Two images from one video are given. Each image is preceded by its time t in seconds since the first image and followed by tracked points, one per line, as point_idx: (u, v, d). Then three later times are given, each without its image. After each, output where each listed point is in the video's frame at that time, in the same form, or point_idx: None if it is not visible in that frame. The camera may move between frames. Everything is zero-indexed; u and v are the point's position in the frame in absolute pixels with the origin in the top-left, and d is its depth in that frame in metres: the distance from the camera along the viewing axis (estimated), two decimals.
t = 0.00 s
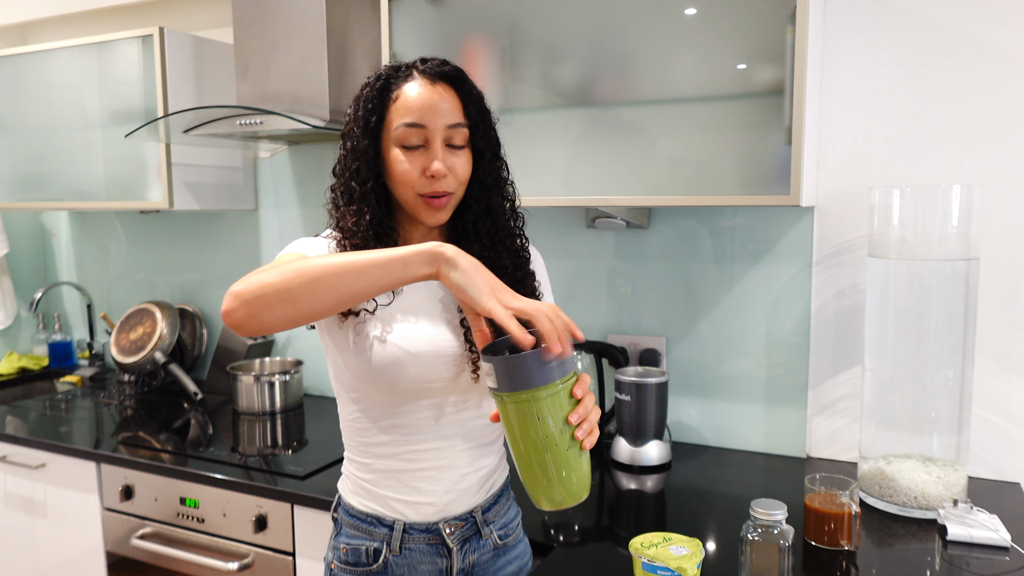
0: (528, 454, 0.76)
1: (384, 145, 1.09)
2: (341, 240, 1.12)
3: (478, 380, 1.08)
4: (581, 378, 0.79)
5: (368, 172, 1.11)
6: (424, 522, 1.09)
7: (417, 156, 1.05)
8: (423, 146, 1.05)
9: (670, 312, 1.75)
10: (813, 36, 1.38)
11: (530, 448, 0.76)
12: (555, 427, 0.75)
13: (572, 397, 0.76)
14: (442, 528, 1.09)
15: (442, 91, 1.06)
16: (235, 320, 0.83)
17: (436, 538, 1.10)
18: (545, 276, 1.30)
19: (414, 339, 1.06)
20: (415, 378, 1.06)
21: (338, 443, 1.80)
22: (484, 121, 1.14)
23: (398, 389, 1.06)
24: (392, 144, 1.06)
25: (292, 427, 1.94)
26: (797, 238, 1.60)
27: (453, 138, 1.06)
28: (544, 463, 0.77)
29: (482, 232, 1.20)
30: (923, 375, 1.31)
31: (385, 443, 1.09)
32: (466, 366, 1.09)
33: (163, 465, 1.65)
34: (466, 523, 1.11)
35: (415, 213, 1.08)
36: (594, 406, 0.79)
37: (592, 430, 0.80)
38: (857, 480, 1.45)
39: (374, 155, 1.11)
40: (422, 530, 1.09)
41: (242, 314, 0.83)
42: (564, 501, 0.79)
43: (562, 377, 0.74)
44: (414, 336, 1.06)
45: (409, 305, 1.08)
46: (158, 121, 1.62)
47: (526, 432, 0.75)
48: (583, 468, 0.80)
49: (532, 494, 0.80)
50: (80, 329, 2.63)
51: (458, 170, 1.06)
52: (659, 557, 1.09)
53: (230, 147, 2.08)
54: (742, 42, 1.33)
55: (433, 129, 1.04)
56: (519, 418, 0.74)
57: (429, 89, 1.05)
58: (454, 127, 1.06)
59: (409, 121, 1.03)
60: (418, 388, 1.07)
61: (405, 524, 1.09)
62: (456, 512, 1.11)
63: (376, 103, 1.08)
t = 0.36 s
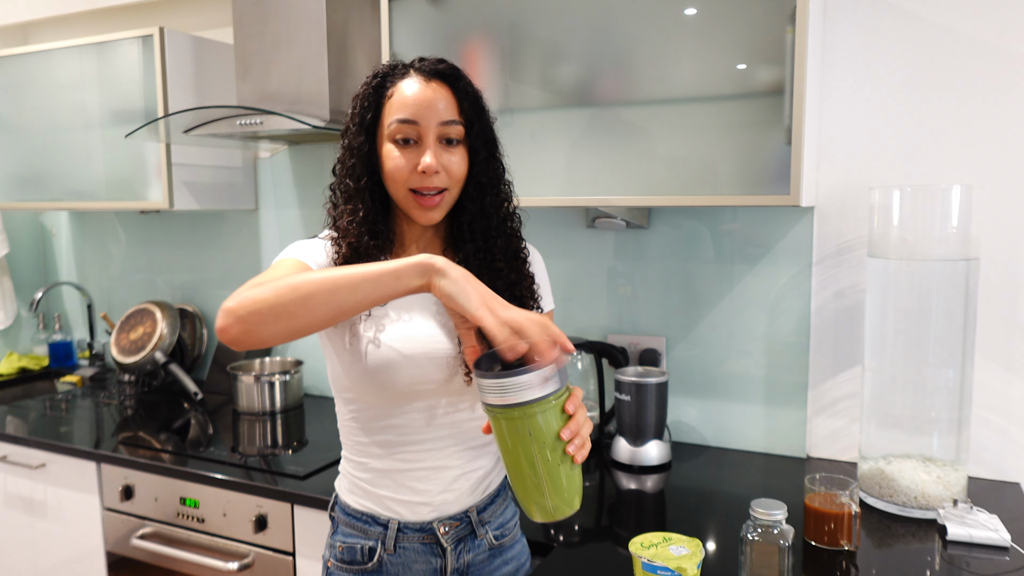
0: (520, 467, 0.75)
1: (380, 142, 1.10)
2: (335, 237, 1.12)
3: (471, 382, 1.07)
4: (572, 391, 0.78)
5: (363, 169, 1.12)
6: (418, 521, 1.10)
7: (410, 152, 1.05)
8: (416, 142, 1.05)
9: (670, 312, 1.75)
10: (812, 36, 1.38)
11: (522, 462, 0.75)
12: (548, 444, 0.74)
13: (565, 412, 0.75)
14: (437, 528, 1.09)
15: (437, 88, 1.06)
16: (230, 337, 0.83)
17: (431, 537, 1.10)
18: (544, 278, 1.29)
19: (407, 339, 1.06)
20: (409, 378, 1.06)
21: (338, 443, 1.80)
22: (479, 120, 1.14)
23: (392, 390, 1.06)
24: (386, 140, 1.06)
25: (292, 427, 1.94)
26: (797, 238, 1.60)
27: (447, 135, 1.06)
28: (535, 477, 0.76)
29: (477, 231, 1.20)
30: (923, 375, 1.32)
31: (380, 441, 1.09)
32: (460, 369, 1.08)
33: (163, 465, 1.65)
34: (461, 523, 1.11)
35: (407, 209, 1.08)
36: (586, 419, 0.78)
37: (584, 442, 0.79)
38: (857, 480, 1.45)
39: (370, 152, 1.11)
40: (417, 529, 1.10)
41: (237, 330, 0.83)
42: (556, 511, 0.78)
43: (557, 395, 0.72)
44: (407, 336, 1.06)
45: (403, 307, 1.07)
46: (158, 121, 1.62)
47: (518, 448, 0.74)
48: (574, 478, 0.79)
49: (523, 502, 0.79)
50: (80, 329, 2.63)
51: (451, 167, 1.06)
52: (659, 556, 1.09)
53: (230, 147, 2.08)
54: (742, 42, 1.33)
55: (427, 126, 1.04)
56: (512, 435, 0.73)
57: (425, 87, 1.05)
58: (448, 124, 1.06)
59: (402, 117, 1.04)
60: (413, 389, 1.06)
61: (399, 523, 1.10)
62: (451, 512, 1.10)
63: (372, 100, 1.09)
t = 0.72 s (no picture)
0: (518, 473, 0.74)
1: (381, 146, 1.10)
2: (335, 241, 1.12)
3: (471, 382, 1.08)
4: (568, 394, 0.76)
5: (365, 174, 1.12)
6: (416, 521, 1.09)
7: (414, 158, 1.04)
8: (420, 148, 1.05)
9: (670, 312, 1.75)
10: (813, 35, 1.38)
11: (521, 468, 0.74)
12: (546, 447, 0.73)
13: (561, 418, 0.74)
14: (435, 528, 1.09)
15: (439, 93, 1.05)
16: (240, 341, 0.82)
17: (429, 537, 1.10)
18: (542, 277, 1.29)
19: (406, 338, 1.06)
20: (408, 380, 1.06)
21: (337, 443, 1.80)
22: (481, 123, 1.14)
23: (391, 391, 1.06)
24: (389, 145, 1.06)
25: (291, 427, 1.94)
26: (797, 238, 1.60)
27: (450, 140, 1.06)
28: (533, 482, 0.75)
29: (478, 233, 1.20)
30: (924, 375, 1.31)
31: (378, 441, 1.09)
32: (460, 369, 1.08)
33: (163, 465, 1.64)
34: (459, 523, 1.11)
35: (412, 214, 1.08)
36: (582, 422, 0.77)
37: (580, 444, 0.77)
38: (857, 480, 1.45)
39: (371, 157, 1.11)
40: (415, 530, 1.09)
41: (247, 335, 0.82)
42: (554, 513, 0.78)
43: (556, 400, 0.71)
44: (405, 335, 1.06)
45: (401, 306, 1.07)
46: (158, 121, 1.62)
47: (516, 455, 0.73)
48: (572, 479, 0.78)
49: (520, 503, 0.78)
50: (80, 329, 2.62)
51: (455, 173, 1.06)
52: (659, 557, 1.09)
53: (230, 146, 2.08)
54: (742, 42, 1.33)
55: (431, 132, 1.04)
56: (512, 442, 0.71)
57: (426, 91, 1.05)
58: (451, 129, 1.05)
59: (406, 123, 1.03)
60: (412, 389, 1.06)
61: (397, 523, 1.09)
62: (449, 511, 1.10)
63: (373, 104, 1.08)
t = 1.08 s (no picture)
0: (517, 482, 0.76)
1: (384, 147, 1.09)
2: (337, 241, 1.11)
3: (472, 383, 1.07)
4: (569, 405, 0.78)
5: (367, 174, 1.11)
6: (415, 521, 1.10)
7: (418, 159, 1.05)
8: (423, 148, 1.05)
9: (670, 312, 1.75)
10: (813, 35, 1.38)
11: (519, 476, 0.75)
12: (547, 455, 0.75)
13: (561, 425, 0.76)
14: (434, 529, 1.09)
15: (443, 93, 1.05)
16: (243, 339, 0.82)
17: (428, 538, 1.10)
18: (546, 277, 1.30)
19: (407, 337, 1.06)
20: (409, 379, 1.06)
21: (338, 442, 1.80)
22: (484, 123, 1.14)
23: (392, 390, 1.06)
24: (392, 146, 1.06)
25: (292, 427, 1.94)
26: (797, 238, 1.60)
27: (453, 140, 1.06)
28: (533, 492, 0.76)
29: (481, 233, 1.20)
30: (924, 375, 1.31)
31: (377, 441, 1.09)
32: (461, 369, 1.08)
33: (163, 465, 1.65)
34: (458, 523, 1.11)
35: (415, 214, 1.08)
36: (583, 433, 0.78)
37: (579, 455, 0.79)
38: (857, 480, 1.45)
39: (374, 157, 1.11)
40: (414, 530, 1.10)
41: (250, 334, 0.82)
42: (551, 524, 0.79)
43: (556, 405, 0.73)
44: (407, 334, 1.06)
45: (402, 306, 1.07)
46: (158, 121, 1.62)
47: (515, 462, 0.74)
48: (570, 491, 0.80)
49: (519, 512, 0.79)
50: (80, 329, 2.63)
51: (458, 173, 1.06)
52: (659, 557, 1.09)
53: (230, 147, 2.08)
54: (742, 42, 1.33)
55: (434, 131, 1.04)
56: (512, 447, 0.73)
57: (430, 91, 1.05)
58: (455, 129, 1.05)
59: (410, 124, 1.03)
60: (413, 389, 1.06)
61: (396, 524, 1.10)
62: (448, 512, 1.11)
63: (376, 105, 1.08)
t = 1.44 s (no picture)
0: (512, 471, 0.81)
1: (390, 146, 1.09)
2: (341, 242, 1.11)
3: (476, 384, 1.07)
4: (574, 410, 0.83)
5: (372, 172, 1.11)
6: (416, 522, 1.09)
7: (423, 158, 1.04)
8: (429, 148, 1.04)
9: (670, 312, 1.75)
10: (813, 35, 1.38)
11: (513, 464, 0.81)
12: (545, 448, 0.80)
13: (562, 427, 0.80)
14: (435, 529, 1.09)
15: (449, 93, 1.05)
16: (230, 348, 0.82)
17: (429, 539, 1.10)
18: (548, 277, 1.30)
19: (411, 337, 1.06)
20: (413, 380, 1.06)
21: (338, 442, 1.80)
22: (490, 124, 1.14)
23: (396, 390, 1.06)
24: (397, 145, 1.05)
25: (292, 427, 1.94)
26: (797, 238, 1.60)
27: (459, 141, 1.05)
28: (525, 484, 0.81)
29: (485, 234, 1.19)
30: (924, 375, 1.31)
31: (379, 441, 1.09)
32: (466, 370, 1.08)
33: (163, 465, 1.65)
34: (459, 524, 1.11)
35: (419, 215, 1.07)
36: (582, 439, 0.83)
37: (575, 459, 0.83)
38: (857, 480, 1.45)
39: (379, 156, 1.10)
40: (415, 531, 1.09)
41: (237, 343, 0.82)
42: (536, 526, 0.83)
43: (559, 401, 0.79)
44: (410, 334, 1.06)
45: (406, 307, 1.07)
46: (158, 121, 1.62)
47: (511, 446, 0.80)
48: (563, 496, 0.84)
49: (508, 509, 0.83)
50: (80, 329, 2.63)
51: (463, 173, 1.06)
52: (659, 556, 1.09)
53: (230, 146, 2.08)
54: (742, 42, 1.33)
55: (439, 131, 1.03)
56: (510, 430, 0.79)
57: (436, 90, 1.04)
58: (461, 129, 1.05)
59: (415, 123, 1.03)
60: (416, 389, 1.06)
61: (397, 524, 1.10)
62: (450, 513, 1.10)
63: (382, 104, 1.07)
